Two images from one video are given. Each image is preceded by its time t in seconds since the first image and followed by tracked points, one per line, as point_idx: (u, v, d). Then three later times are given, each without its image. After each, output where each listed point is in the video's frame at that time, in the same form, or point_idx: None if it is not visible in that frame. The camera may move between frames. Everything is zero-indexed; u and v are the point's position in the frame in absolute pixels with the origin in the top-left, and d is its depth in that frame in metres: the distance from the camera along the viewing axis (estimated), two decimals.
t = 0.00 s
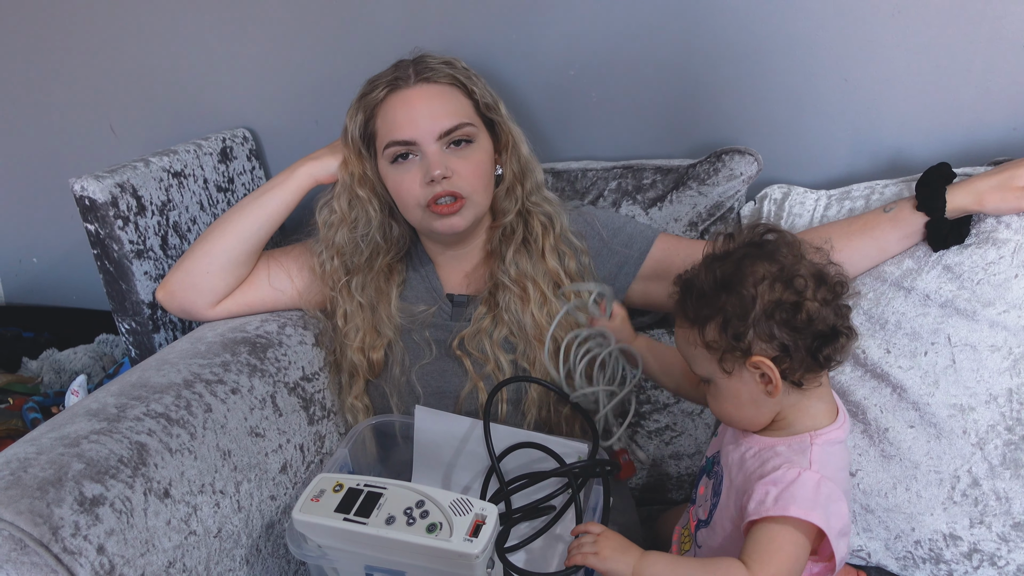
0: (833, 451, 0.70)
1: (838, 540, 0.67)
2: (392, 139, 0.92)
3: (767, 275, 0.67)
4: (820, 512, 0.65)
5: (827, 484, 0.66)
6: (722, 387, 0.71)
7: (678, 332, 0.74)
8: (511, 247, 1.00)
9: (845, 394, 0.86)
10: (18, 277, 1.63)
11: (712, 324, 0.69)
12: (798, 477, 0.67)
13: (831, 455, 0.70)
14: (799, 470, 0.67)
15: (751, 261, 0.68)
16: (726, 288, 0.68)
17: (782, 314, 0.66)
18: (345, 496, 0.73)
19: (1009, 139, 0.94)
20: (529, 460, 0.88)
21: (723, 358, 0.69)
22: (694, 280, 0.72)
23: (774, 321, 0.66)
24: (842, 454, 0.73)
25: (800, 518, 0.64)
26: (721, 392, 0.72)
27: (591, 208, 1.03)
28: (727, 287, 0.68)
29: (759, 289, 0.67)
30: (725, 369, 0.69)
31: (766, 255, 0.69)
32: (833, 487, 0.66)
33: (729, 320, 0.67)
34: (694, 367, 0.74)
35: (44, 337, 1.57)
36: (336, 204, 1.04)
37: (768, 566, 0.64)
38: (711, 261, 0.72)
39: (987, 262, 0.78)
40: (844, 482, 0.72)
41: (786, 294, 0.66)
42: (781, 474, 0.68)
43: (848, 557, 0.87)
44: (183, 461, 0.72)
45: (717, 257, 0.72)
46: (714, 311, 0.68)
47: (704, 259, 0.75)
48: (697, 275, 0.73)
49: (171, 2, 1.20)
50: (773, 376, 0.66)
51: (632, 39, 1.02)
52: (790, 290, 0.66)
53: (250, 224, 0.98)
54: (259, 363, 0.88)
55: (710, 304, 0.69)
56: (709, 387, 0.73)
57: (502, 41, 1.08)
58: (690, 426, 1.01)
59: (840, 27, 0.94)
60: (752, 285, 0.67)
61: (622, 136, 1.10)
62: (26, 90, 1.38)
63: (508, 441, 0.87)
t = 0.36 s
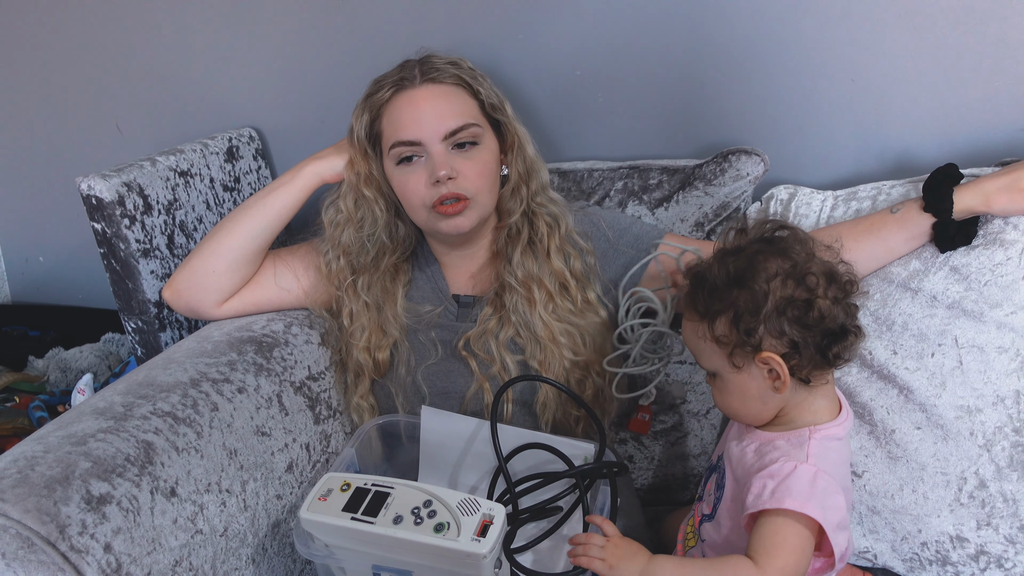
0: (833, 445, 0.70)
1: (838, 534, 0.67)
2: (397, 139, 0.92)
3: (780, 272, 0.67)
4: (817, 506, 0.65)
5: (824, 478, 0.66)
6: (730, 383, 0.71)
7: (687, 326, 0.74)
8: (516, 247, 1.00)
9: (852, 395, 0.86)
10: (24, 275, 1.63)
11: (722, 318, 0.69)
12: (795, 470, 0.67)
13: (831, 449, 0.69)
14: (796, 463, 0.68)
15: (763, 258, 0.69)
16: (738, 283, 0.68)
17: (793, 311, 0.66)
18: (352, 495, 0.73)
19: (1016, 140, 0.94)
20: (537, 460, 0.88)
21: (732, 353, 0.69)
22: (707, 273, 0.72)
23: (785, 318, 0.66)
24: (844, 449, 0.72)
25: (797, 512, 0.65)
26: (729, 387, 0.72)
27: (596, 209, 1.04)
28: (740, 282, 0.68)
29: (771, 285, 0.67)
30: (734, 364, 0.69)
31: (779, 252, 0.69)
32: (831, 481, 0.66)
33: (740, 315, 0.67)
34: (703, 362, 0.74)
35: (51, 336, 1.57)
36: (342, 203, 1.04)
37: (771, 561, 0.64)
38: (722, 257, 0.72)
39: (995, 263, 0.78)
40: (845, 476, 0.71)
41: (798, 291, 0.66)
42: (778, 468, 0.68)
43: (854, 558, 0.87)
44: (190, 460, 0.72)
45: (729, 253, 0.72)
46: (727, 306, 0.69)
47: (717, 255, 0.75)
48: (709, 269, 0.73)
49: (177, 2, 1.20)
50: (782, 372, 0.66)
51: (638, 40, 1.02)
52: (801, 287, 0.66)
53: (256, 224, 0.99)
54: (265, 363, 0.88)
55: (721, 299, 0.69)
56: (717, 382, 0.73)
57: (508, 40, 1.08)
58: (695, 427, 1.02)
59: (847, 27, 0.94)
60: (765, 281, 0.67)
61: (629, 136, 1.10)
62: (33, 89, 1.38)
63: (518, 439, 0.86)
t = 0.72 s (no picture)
0: (830, 450, 0.70)
1: (827, 536, 0.67)
2: (401, 139, 0.92)
3: (832, 269, 0.67)
4: (804, 504, 0.65)
5: (816, 478, 0.67)
6: (762, 379, 0.68)
7: (719, 317, 0.70)
8: (520, 248, 1.00)
9: (856, 395, 0.86)
10: (28, 275, 1.63)
11: (773, 311, 0.66)
12: (788, 466, 0.67)
13: (828, 452, 0.70)
14: (790, 460, 0.68)
15: (815, 254, 0.68)
16: (795, 275, 0.66)
17: (843, 312, 0.66)
18: (355, 496, 0.73)
19: (1019, 140, 0.94)
20: (541, 459, 0.88)
21: (779, 348, 0.66)
22: (754, 263, 0.69)
23: (836, 318, 0.66)
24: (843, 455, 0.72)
25: (783, 507, 0.65)
26: (758, 383, 0.69)
27: (599, 209, 1.03)
28: (796, 274, 0.66)
29: (828, 281, 0.66)
30: (777, 359, 0.67)
31: (827, 250, 0.68)
32: (822, 482, 0.66)
33: (796, 309, 0.65)
34: (730, 355, 0.70)
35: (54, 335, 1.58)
36: (344, 204, 1.04)
37: (750, 542, 0.64)
38: (767, 248, 0.70)
39: (999, 263, 0.78)
40: (842, 482, 0.72)
41: (845, 291, 0.67)
42: (771, 462, 0.68)
43: (857, 559, 0.87)
44: (193, 459, 0.72)
45: (773, 245, 0.70)
46: (780, 297, 0.66)
47: (755, 245, 0.72)
48: (756, 258, 0.70)
49: (181, 2, 1.20)
50: (826, 372, 0.66)
51: (641, 39, 1.02)
52: (849, 288, 0.67)
53: (259, 223, 0.99)
54: (268, 362, 0.88)
55: (776, 291, 0.66)
56: (741, 377, 0.70)
57: (511, 41, 1.08)
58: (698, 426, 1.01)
59: (850, 27, 0.94)
60: (820, 276, 0.66)
61: (631, 136, 1.10)
62: (36, 89, 1.38)
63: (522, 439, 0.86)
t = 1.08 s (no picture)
0: (808, 460, 0.69)
1: (788, 542, 0.66)
2: (401, 140, 0.92)
3: (841, 280, 0.67)
4: (765, 509, 0.65)
5: (785, 486, 0.66)
6: (747, 376, 0.68)
7: (718, 308, 0.70)
8: (520, 247, 1.00)
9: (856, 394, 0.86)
10: (29, 275, 1.64)
11: (772, 311, 0.66)
12: (757, 470, 0.67)
13: (806, 461, 0.69)
14: (761, 464, 0.67)
15: (826, 262, 0.68)
16: (803, 279, 0.66)
17: (842, 326, 0.66)
18: (355, 495, 0.73)
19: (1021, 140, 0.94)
20: (541, 459, 0.88)
21: (769, 349, 0.66)
22: (765, 261, 0.69)
23: (834, 331, 0.66)
24: (827, 465, 0.71)
25: (744, 510, 0.65)
26: (743, 380, 0.69)
27: (600, 208, 1.03)
28: (803, 279, 0.67)
29: (834, 291, 0.66)
30: (767, 360, 0.67)
31: (841, 260, 0.68)
32: (789, 490, 0.66)
33: (796, 314, 0.65)
34: (721, 347, 0.70)
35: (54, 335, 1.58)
36: (344, 204, 1.04)
37: (697, 533, 0.64)
38: (782, 248, 0.70)
39: (999, 262, 0.78)
40: (822, 492, 0.70)
41: (849, 305, 0.67)
42: (743, 464, 0.68)
43: (857, 558, 0.87)
44: (193, 458, 0.72)
45: (790, 246, 0.70)
46: (782, 298, 0.66)
47: (768, 244, 0.72)
48: (767, 256, 0.70)
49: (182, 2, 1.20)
50: (812, 382, 0.65)
51: (642, 39, 1.02)
52: (854, 303, 0.67)
53: (259, 223, 0.99)
54: (268, 362, 0.88)
55: (780, 291, 0.66)
56: (728, 371, 0.70)
57: (511, 40, 1.08)
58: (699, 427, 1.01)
59: (851, 26, 0.94)
60: (828, 285, 0.66)
61: (631, 136, 1.10)
62: (37, 89, 1.38)
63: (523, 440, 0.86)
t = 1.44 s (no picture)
0: (778, 447, 0.67)
1: (757, 528, 0.65)
2: (403, 143, 0.92)
3: (807, 278, 0.66)
4: (731, 494, 0.63)
5: (750, 471, 0.65)
6: (710, 368, 0.69)
7: (687, 300, 0.70)
8: (520, 248, 1.00)
9: (855, 394, 0.86)
10: (29, 275, 1.64)
11: (735, 306, 0.66)
12: (722, 456, 0.66)
13: (775, 448, 0.67)
14: (727, 451, 0.66)
15: (793, 260, 0.67)
16: (765, 276, 0.66)
17: (804, 324, 0.65)
18: (355, 494, 0.73)
19: (1021, 140, 0.94)
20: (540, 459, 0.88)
21: (730, 344, 0.66)
22: (734, 256, 0.69)
23: (796, 329, 0.65)
24: (799, 453, 0.70)
25: (710, 496, 0.63)
26: (706, 371, 0.69)
27: (599, 208, 1.03)
28: (768, 276, 0.66)
29: (797, 290, 0.65)
30: (728, 354, 0.67)
31: (808, 259, 0.67)
32: (755, 475, 0.64)
33: (755, 311, 0.65)
34: (687, 338, 0.70)
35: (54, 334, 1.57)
36: (345, 206, 1.04)
37: (663, 517, 0.63)
38: (751, 243, 0.69)
39: (998, 263, 0.78)
40: (795, 481, 0.69)
41: (815, 304, 0.66)
42: (709, 452, 0.67)
43: (856, 558, 0.87)
44: (192, 458, 0.72)
45: (760, 242, 0.69)
46: (744, 294, 0.66)
47: (742, 238, 0.72)
48: (737, 251, 0.69)
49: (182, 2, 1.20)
50: (772, 378, 0.65)
51: (641, 39, 1.02)
52: (821, 301, 0.66)
53: (259, 224, 0.99)
54: (268, 362, 0.88)
55: (743, 287, 0.66)
56: (693, 362, 0.71)
57: (512, 41, 1.08)
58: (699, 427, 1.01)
59: (850, 26, 0.94)
60: (792, 283, 0.66)
61: (631, 136, 1.10)
62: (37, 89, 1.38)
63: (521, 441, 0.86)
